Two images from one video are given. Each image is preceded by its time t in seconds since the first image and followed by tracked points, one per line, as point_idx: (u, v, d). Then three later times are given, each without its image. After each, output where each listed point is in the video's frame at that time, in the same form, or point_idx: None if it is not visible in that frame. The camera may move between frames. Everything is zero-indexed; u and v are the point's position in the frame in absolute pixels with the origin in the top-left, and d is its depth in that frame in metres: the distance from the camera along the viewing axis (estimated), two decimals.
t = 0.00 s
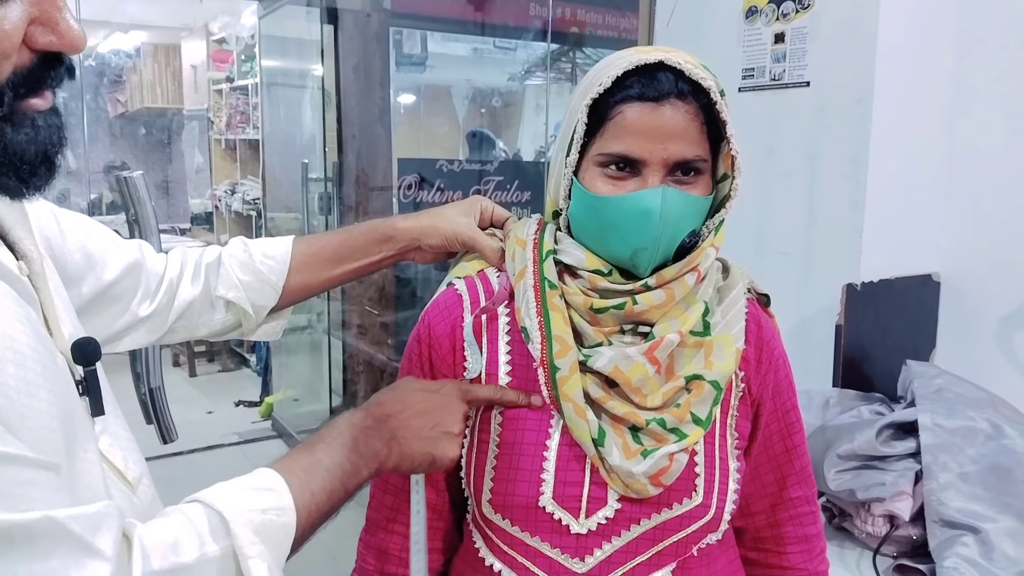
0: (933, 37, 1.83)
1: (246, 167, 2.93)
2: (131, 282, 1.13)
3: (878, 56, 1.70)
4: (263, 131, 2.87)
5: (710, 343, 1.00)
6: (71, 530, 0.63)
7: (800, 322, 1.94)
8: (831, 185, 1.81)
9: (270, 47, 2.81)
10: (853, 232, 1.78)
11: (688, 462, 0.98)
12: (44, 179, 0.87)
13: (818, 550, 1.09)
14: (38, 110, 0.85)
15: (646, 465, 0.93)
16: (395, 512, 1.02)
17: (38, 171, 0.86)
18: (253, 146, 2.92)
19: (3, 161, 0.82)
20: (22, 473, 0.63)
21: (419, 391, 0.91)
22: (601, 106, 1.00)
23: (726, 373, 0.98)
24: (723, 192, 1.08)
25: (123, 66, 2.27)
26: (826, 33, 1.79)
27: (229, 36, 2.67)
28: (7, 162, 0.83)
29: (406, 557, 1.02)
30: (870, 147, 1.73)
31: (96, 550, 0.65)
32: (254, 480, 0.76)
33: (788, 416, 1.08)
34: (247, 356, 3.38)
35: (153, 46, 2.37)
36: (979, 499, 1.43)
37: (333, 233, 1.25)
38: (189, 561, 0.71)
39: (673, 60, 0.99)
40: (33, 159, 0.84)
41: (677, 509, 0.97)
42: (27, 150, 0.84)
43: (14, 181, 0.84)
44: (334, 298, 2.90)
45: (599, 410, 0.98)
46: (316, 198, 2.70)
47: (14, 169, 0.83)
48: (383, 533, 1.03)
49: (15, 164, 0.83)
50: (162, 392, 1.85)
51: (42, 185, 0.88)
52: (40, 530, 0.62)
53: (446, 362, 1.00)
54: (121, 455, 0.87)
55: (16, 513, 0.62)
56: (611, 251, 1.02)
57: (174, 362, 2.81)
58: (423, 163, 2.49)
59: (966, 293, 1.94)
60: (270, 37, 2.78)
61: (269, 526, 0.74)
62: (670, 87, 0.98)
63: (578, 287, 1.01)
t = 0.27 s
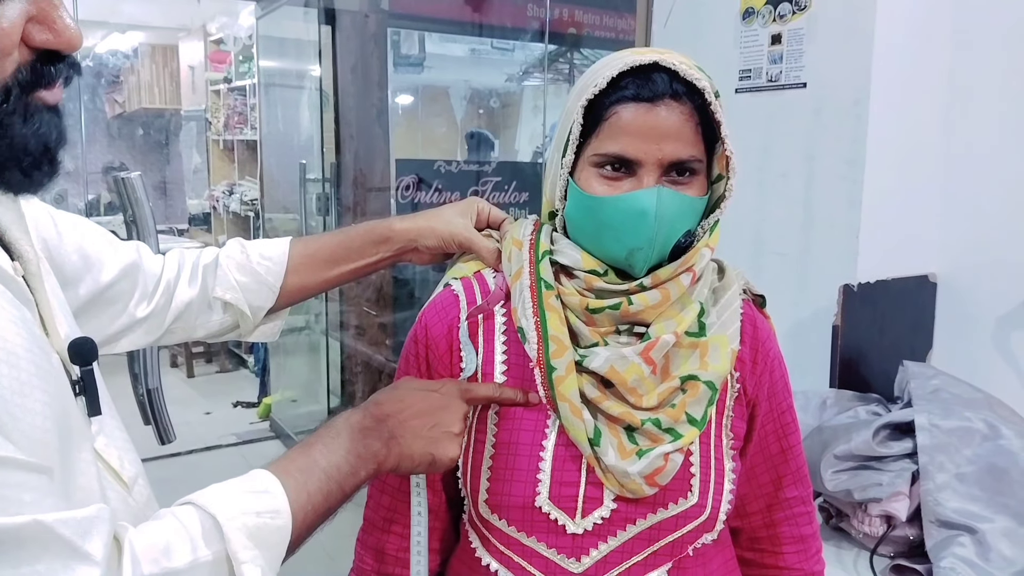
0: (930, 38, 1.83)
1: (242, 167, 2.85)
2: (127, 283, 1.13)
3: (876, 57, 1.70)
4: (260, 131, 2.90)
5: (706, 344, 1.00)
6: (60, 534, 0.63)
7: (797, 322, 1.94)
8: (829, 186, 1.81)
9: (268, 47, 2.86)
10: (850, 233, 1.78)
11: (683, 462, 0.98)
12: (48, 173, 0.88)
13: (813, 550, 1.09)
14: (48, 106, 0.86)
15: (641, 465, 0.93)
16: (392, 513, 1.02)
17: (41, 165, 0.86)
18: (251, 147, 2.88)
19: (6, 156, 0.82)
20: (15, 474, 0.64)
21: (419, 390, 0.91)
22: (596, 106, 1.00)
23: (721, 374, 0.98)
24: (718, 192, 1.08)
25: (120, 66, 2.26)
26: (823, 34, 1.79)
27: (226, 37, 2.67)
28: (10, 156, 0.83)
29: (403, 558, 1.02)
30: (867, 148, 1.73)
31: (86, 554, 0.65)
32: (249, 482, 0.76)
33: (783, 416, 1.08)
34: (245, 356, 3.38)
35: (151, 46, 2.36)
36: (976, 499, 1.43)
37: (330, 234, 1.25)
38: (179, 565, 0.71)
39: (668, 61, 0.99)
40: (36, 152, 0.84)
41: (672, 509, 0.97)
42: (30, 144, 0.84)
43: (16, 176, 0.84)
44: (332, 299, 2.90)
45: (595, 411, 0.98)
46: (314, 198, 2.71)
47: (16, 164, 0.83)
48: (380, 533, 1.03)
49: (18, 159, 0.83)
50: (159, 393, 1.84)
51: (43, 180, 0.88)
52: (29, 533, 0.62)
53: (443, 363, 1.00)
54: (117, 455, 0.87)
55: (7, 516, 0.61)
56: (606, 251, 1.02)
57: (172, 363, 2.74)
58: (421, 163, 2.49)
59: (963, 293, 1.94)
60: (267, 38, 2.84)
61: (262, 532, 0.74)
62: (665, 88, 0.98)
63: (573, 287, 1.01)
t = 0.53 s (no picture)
0: (926, 39, 1.83)
1: (240, 168, 2.86)
2: (125, 284, 1.13)
3: (872, 58, 1.71)
4: (257, 132, 2.91)
5: (702, 345, 1.00)
6: (45, 559, 0.61)
7: (794, 323, 1.94)
8: (826, 186, 1.81)
9: (266, 48, 2.89)
10: (847, 233, 1.78)
11: (680, 462, 0.98)
12: (37, 181, 0.87)
13: (809, 551, 1.09)
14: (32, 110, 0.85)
15: (638, 465, 0.93)
16: (389, 514, 1.02)
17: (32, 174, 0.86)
18: (248, 148, 2.88)
19: None
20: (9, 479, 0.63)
21: (418, 396, 0.89)
22: (593, 107, 1.00)
23: (717, 374, 0.98)
24: (714, 193, 1.08)
25: (117, 67, 2.25)
26: (820, 35, 1.79)
27: (224, 36, 2.67)
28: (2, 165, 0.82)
29: (400, 558, 1.02)
30: (864, 149, 1.73)
31: None
32: (236, 501, 0.72)
33: (779, 417, 1.08)
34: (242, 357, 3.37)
35: (148, 47, 2.36)
36: (973, 499, 1.43)
37: (327, 235, 1.25)
38: None
39: (665, 61, 0.99)
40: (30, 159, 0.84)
41: (668, 509, 0.97)
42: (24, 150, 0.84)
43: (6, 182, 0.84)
44: (330, 300, 2.90)
45: (592, 411, 0.98)
46: (311, 199, 2.72)
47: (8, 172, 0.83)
48: (377, 534, 1.02)
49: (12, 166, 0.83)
50: (157, 393, 1.84)
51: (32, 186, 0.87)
52: (14, 557, 0.60)
53: (439, 363, 1.00)
54: (113, 458, 0.87)
55: None
56: (603, 252, 1.02)
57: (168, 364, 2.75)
58: (419, 164, 2.48)
59: (960, 293, 1.94)
60: (265, 39, 2.86)
61: (250, 555, 0.71)
62: (662, 89, 0.98)
63: (570, 288, 1.01)
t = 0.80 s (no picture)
0: (928, 37, 1.83)
1: (243, 168, 3.03)
2: (126, 284, 1.13)
3: (874, 56, 1.71)
4: (260, 131, 2.95)
5: (704, 343, 1.00)
6: None
7: (795, 322, 1.94)
8: (828, 185, 1.81)
9: (267, 47, 2.85)
10: (848, 231, 1.78)
11: (682, 460, 0.98)
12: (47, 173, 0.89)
13: (811, 550, 1.09)
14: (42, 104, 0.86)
15: (640, 464, 0.93)
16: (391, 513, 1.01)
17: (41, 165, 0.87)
18: (250, 147, 3.02)
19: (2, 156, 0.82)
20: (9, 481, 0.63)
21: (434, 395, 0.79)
22: (595, 105, 1.00)
23: (719, 373, 0.98)
24: (716, 191, 1.08)
25: (118, 65, 2.33)
26: (822, 33, 1.79)
27: (225, 37, 2.87)
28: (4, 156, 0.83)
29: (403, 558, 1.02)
30: (866, 147, 1.73)
31: None
32: (234, 520, 0.69)
33: (781, 416, 1.08)
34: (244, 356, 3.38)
35: (151, 46, 2.50)
36: (975, 498, 1.43)
37: (328, 233, 1.25)
38: None
39: (667, 59, 0.99)
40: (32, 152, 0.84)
41: (670, 508, 0.97)
42: (26, 144, 0.84)
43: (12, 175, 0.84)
44: (330, 299, 2.86)
45: (594, 409, 0.98)
46: (313, 198, 2.70)
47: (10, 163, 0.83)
48: (379, 533, 1.02)
49: (14, 158, 0.83)
50: (159, 392, 1.84)
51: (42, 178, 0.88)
52: None
53: (441, 361, 0.99)
54: (116, 457, 0.87)
55: None
56: (605, 250, 1.02)
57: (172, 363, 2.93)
58: (420, 163, 2.47)
59: (962, 291, 1.94)
60: (267, 38, 2.83)
61: None
62: (664, 86, 0.98)
63: (572, 286, 1.01)
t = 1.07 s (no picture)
0: (930, 38, 1.83)
1: (244, 168, 3.04)
2: (127, 283, 1.13)
3: (875, 56, 1.71)
4: (261, 131, 2.96)
5: (706, 343, 1.00)
6: None
7: (796, 322, 1.95)
8: (829, 185, 1.82)
9: (269, 48, 2.83)
10: (848, 231, 1.78)
11: (684, 460, 0.98)
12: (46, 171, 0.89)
13: (811, 549, 1.10)
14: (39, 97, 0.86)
15: (642, 464, 0.93)
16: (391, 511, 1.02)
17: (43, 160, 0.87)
18: (251, 147, 3.04)
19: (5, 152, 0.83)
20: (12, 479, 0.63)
21: (471, 428, 0.79)
22: (598, 105, 1.01)
23: (721, 372, 0.98)
24: (718, 192, 1.09)
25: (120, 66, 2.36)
26: (823, 34, 1.79)
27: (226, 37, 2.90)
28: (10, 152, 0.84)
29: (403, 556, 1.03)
30: (867, 148, 1.73)
31: None
32: (246, 536, 0.69)
33: (782, 415, 1.09)
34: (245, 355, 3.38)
35: (151, 46, 2.57)
36: (975, 497, 1.43)
37: (329, 232, 1.25)
38: None
39: (671, 61, 0.99)
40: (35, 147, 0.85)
41: (672, 507, 0.97)
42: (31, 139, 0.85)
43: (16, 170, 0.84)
44: (331, 298, 2.81)
45: (596, 409, 0.98)
46: (314, 199, 2.67)
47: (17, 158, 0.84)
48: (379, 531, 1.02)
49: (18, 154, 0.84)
50: (160, 392, 1.84)
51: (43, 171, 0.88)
52: None
53: (442, 360, 0.99)
54: (120, 456, 0.87)
55: None
56: (607, 250, 1.02)
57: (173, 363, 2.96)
58: (421, 164, 2.48)
59: (962, 291, 1.94)
60: (268, 38, 2.81)
61: None
62: (667, 88, 0.99)
63: (574, 286, 1.01)
